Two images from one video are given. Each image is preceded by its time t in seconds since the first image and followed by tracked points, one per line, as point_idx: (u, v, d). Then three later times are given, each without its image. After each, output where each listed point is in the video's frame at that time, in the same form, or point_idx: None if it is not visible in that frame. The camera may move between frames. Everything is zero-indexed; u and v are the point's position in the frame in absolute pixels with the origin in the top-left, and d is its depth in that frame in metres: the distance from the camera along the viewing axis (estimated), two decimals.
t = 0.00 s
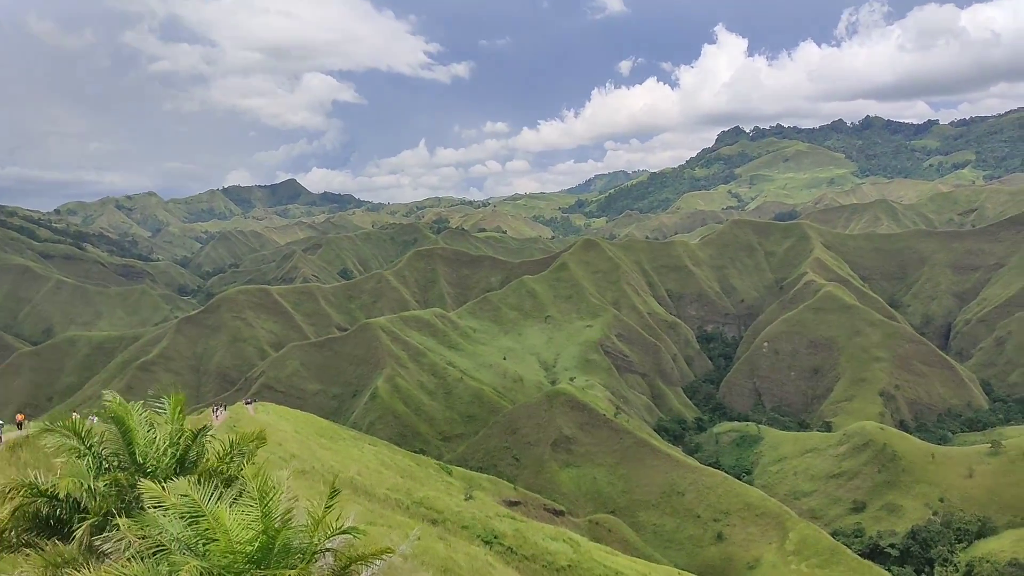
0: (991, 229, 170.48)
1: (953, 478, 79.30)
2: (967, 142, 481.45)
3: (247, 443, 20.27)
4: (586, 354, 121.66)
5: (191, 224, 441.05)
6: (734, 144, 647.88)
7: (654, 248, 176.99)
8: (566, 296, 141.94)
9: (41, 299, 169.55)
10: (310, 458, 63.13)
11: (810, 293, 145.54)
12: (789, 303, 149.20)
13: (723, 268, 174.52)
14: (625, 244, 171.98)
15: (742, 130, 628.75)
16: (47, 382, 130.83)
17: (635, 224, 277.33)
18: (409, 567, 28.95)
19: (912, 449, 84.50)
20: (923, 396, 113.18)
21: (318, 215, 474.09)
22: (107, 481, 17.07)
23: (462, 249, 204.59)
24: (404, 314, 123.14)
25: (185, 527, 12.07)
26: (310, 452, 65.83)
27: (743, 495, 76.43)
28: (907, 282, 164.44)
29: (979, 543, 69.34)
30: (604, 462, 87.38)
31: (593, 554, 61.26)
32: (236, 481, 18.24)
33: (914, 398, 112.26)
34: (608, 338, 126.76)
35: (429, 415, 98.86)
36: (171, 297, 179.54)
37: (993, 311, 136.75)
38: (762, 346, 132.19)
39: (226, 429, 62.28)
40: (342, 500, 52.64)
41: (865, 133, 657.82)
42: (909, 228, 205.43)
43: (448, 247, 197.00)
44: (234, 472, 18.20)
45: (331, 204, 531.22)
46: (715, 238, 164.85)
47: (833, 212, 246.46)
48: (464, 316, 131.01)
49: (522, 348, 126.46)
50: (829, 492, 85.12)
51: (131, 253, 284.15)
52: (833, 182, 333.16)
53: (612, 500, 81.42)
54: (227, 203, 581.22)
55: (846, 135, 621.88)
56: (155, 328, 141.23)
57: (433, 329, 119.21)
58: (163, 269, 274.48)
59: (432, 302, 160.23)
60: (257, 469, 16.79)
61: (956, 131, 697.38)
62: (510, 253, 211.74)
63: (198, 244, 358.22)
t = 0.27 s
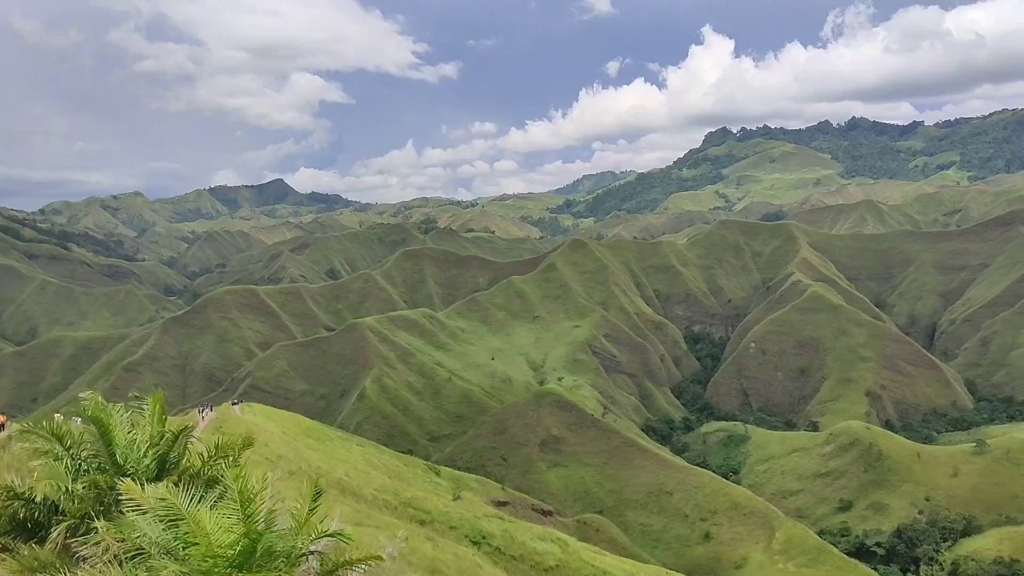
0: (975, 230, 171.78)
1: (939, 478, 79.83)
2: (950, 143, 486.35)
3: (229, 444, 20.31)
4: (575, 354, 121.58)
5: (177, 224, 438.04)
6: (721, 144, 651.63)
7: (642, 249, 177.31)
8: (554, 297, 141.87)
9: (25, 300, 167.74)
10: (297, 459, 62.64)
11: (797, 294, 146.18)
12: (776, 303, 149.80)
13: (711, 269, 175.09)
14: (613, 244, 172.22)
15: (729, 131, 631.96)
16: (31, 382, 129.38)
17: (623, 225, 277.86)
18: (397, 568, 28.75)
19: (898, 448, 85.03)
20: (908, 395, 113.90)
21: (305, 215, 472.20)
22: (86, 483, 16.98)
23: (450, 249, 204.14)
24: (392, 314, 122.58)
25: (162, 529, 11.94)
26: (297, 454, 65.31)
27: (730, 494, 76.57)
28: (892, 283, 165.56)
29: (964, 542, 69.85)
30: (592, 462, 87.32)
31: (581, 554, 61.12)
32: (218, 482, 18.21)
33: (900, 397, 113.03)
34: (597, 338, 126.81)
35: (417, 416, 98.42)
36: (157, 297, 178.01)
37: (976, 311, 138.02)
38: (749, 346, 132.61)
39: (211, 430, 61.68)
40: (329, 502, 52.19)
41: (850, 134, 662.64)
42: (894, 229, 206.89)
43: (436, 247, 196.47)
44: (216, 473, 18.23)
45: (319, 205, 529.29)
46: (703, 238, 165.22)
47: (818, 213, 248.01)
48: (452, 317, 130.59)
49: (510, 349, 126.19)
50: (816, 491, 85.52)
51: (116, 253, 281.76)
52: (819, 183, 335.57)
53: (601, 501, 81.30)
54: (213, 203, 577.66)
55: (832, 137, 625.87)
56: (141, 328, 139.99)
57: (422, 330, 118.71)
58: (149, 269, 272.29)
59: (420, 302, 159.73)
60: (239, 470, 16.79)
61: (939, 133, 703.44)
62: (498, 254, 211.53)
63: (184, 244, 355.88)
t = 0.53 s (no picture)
0: (962, 240, 172.91)
1: (929, 486, 80.12)
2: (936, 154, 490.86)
3: (213, 460, 21.47)
4: (566, 365, 121.47)
5: (166, 237, 436.24)
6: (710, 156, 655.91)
7: (631, 260, 177.78)
8: (545, 308, 141.88)
9: (12, 314, 166.43)
10: (288, 473, 62.15)
11: (786, 304, 146.75)
12: (765, 313, 150.35)
13: (701, 279, 175.63)
14: (603, 255, 172.64)
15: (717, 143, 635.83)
16: (18, 397, 128.24)
17: (613, 236, 278.67)
18: None
19: (888, 457, 85.26)
20: (897, 404, 114.33)
21: (295, 228, 471.52)
22: (66, 500, 18.00)
23: (441, 261, 204.07)
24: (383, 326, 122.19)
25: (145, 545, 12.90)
26: (288, 467, 64.83)
27: (722, 504, 76.55)
28: (880, 292, 166.44)
29: (955, 550, 70.07)
30: (584, 473, 87.08)
31: (573, 566, 60.89)
32: (200, 496, 19.28)
33: (890, 406, 113.50)
34: (587, 349, 126.82)
35: (408, 428, 97.98)
36: (146, 310, 176.92)
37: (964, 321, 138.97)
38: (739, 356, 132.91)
39: (201, 444, 61.12)
40: (320, 515, 51.85)
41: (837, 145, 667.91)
42: (882, 239, 208.23)
43: (426, 259, 196.36)
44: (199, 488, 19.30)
45: (308, 217, 528.51)
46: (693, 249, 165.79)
47: (806, 224, 249.50)
48: (443, 329, 130.31)
49: (501, 360, 125.96)
50: (806, 500, 85.68)
51: (104, 267, 280.21)
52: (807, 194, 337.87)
53: (592, 512, 81.09)
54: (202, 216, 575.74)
55: (819, 148, 631.01)
56: (129, 342, 139.10)
57: (412, 341, 118.30)
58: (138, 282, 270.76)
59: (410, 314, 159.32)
60: (220, 486, 17.84)
61: (925, 143, 709.67)
62: (488, 266, 211.49)
63: (173, 257, 354.20)
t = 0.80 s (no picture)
0: (942, 250, 174.32)
1: (912, 496, 80.06)
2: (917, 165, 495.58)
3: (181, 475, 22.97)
4: (549, 376, 121.27)
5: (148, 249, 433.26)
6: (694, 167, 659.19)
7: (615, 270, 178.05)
8: (529, 319, 141.64)
9: None
10: (268, 487, 61.37)
11: (770, 314, 147.20)
12: (749, 323, 150.76)
13: (684, 290, 176.01)
14: (587, 266, 172.82)
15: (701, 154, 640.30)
16: None
17: (596, 247, 279.24)
18: None
19: (871, 467, 85.33)
20: (880, 414, 114.71)
21: (278, 239, 469.64)
22: (36, 515, 19.39)
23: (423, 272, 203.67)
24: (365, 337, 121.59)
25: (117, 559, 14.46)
26: (269, 481, 64.06)
27: (707, 515, 76.27)
28: (862, 302, 167.37)
29: (939, 560, 70.00)
30: (567, 484, 86.68)
31: None
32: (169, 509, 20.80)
33: (873, 416, 113.81)
34: (571, 360, 126.64)
35: (391, 440, 97.43)
36: (126, 323, 175.31)
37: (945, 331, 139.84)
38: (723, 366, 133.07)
39: (180, 458, 60.22)
40: (300, 529, 51.31)
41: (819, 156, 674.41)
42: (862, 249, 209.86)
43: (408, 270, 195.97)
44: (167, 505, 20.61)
45: (292, 228, 527.06)
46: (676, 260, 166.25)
47: (788, 234, 251.05)
48: (426, 340, 129.84)
49: (485, 371, 125.60)
50: (790, 511, 85.64)
51: (85, 279, 277.87)
52: (789, 205, 339.97)
53: (577, 524, 80.73)
54: (186, 228, 571.97)
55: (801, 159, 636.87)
56: (109, 355, 137.70)
57: (395, 352, 117.73)
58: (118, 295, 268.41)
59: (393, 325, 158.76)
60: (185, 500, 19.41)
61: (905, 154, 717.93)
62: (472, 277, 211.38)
63: (154, 269, 351.18)
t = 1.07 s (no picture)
0: (909, 255, 177.16)
1: (881, 498, 81.04)
2: (885, 171, 503.98)
3: (146, 484, 22.99)
4: (523, 382, 121.32)
5: (117, 254, 427.54)
6: (668, 173, 664.19)
7: (588, 276, 178.66)
8: (502, 324, 141.45)
9: None
10: (239, 495, 60.72)
11: (741, 318, 148.56)
12: (721, 327, 151.93)
13: (657, 295, 177.04)
14: (560, 271, 173.27)
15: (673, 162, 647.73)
16: None
17: (569, 254, 280.59)
18: None
19: (841, 469, 86.28)
20: (850, 418, 116.11)
21: (249, 245, 467.40)
22: None
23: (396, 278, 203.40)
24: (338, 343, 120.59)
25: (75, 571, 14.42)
26: (240, 489, 63.38)
27: (680, 519, 76.69)
28: (831, 307, 169.47)
29: (907, 561, 70.75)
30: (542, 490, 86.71)
31: None
32: (132, 522, 20.71)
33: (842, 419, 115.12)
34: (545, 365, 126.82)
35: (364, 446, 96.92)
36: (94, 330, 172.73)
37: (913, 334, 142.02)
38: (696, 370, 133.91)
39: (149, 466, 59.37)
40: (271, 537, 50.90)
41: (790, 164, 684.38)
42: (831, 255, 212.84)
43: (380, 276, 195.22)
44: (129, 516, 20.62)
45: (265, 235, 523.90)
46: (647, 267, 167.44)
47: (758, 239, 253.90)
48: (399, 345, 129.30)
49: (458, 377, 125.28)
50: (762, 514, 86.49)
51: (51, 286, 273.16)
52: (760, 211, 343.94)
53: (551, 529, 80.85)
54: (157, 234, 565.00)
55: (772, 166, 645.07)
56: (76, 362, 135.30)
57: (368, 359, 117.02)
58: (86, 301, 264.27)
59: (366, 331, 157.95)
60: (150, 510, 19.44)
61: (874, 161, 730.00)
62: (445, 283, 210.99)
63: (123, 275, 346.21)
